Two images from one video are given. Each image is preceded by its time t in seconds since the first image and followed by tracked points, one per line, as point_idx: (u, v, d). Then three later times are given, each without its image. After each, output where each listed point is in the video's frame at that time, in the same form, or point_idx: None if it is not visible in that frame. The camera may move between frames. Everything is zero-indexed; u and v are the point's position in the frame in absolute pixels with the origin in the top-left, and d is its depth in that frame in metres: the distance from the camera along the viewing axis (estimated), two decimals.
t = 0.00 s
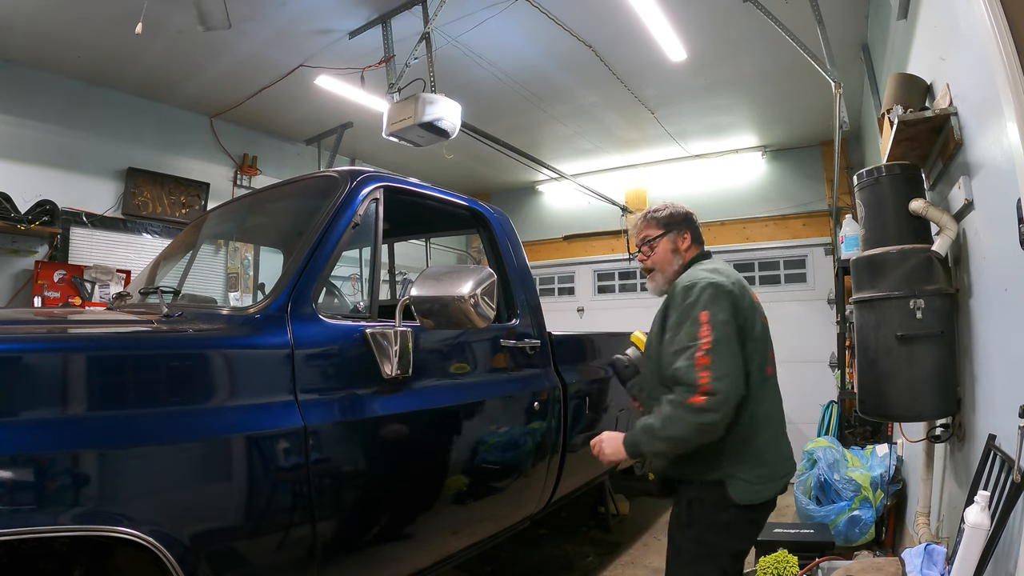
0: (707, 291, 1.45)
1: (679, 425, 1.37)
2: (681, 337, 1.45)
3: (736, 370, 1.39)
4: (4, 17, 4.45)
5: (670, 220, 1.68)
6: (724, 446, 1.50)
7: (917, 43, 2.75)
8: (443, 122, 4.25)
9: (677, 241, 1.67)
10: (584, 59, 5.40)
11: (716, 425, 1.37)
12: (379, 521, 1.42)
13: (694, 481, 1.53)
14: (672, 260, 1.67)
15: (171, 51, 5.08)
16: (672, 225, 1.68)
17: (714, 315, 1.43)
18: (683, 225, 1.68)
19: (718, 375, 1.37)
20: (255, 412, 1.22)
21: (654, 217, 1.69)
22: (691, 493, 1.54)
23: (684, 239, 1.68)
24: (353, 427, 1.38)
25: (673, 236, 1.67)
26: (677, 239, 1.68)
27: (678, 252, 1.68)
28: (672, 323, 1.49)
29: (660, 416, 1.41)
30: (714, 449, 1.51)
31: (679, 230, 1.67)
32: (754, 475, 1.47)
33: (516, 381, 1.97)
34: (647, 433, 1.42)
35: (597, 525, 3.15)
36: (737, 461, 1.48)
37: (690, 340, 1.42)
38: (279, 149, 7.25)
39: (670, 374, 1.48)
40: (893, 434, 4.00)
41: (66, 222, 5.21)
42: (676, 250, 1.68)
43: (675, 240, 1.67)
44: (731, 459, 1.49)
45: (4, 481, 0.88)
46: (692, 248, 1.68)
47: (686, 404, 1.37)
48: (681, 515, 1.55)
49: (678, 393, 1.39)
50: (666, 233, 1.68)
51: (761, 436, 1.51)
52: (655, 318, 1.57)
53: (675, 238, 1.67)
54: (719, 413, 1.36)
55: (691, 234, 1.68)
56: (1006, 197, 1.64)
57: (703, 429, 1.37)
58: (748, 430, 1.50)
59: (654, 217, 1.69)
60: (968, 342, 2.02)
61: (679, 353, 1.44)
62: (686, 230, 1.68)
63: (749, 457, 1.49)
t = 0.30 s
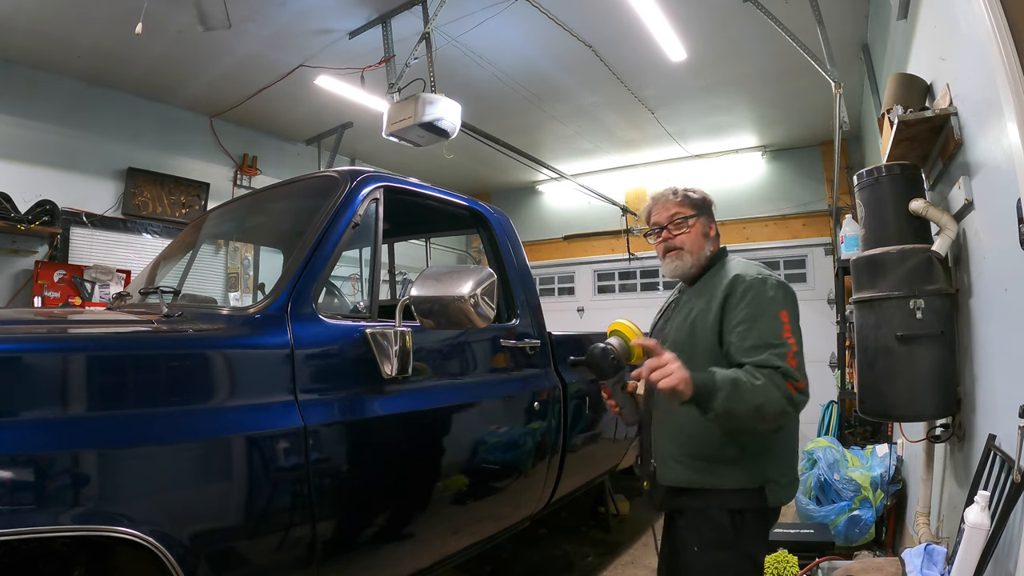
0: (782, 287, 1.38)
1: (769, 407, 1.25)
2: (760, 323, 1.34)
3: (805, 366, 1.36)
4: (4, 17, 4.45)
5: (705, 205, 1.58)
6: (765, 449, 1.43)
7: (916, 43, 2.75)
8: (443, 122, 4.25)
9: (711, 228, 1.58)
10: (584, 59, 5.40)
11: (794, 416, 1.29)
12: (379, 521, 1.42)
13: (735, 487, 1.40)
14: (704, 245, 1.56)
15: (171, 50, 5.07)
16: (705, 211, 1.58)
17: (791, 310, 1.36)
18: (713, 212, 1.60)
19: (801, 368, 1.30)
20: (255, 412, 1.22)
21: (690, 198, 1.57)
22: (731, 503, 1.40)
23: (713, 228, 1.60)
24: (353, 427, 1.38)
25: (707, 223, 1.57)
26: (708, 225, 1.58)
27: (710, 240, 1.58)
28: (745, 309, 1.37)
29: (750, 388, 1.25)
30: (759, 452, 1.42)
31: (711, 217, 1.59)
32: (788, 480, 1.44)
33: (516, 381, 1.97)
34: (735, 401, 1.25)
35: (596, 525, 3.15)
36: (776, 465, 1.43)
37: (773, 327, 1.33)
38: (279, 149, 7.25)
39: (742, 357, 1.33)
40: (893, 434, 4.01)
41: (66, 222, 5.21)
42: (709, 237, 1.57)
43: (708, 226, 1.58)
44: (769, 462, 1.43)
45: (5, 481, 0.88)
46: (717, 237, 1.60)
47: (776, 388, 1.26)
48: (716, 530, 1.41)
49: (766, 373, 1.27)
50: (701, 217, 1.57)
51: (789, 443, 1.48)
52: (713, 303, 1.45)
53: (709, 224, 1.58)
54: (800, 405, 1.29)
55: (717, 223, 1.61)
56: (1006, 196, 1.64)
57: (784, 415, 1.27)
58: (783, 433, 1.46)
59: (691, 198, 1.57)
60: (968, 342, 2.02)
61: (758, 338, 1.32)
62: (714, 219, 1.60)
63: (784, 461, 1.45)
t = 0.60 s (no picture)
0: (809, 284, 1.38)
1: (823, 402, 1.20)
2: (800, 316, 1.30)
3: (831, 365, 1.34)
4: (4, 17, 4.45)
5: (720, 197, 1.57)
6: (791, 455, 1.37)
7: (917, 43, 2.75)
8: (443, 122, 4.25)
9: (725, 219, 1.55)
10: (584, 59, 5.40)
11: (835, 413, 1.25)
12: (379, 522, 1.41)
13: (764, 501, 1.30)
14: (720, 234, 1.52)
15: (171, 50, 5.07)
16: (720, 202, 1.57)
17: (821, 308, 1.35)
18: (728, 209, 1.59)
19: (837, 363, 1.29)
20: (254, 412, 1.22)
21: (707, 186, 1.56)
22: (761, 519, 1.30)
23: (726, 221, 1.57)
24: (353, 427, 1.38)
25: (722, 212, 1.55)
26: (724, 218, 1.56)
27: (723, 231, 1.54)
28: (781, 303, 1.33)
29: (809, 381, 1.19)
30: (788, 460, 1.33)
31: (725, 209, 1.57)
32: (807, 489, 1.38)
33: (516, 382, 1.97)
34: (799, 395, 1.18)
35: (596, 525, 3.16)
36: (800, 474, 1.37)
37: (812, 321, 1.30)
38: (279, 149, 7.26)
39: (784, 351, 1.27)
40: (893, 434, 4.01)
41: (66, 222, 5.21)
42: (723, 226, 1.54)
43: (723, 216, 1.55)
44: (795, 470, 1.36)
45: (5, 481, 0.88)
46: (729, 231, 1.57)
47: (826, 381, 1.22)
48: (745, 550, 1.29)
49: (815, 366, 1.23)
50: (717, 206, 1.55)
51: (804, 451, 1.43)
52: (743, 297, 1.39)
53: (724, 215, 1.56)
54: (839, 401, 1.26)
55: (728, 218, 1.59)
56: (1006, 196, 1.64)
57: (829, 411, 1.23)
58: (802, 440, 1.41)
59: (707, 187, 1.56)
60: (968, 342, 2.02)
61: (799, 333, 1.28)
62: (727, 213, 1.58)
63: (803, 470, 1.39)
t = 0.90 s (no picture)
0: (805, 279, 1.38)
1: (826, 399, 1.20)
2: (799, 312, 1.30)
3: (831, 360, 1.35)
4: (4, 17, 4.45)
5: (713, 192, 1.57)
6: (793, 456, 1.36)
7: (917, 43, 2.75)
8: (443, 122, 4.25)
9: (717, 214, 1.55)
10: (584, 59, 5.39)
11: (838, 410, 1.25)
12: (378, 522, 1.41)
13: (771, 506, 1.30)
14: (713, 229, 1.51)
15: (171, 50, 5.07)
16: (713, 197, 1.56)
17: (819, 303, 1.35)
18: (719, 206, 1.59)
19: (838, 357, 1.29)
20: (254, 411, 1.22)
21: (699, 181, 1.55)
22: (768, 526, 1.30)
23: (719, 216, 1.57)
24: (353, 427, 1.38)
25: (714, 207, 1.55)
26: (715, 214, 1.56)
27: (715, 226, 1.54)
28: (778, 300, 1.32)
29: (813, 378, 1.19)
30: (792, 462, 1.33)
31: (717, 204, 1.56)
32: (813, 490, 1.38)
33: (516, 382, 1.97)
34: (801, 392, 1.17)
35: (596, 525, 3.16)
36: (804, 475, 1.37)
37: (811, 316, 1.30)
38: (279, 149, 7.26)
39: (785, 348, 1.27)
40: (893, 434, 4.01)
41: (66, 222, 5.21)
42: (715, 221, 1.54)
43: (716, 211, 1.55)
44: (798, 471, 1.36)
45: (5, 481, 0.88)
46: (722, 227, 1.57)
47: (828, 377, 1.22)
48: (752, 558, 1.29)
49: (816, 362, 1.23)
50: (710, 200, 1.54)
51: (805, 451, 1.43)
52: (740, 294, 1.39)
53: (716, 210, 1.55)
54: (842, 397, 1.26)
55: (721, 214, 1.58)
56: (1005, 196, 1.64)
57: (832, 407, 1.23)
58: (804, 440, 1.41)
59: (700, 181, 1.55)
60: (968, 342, 2.02)
61: (798, 330, 1.28)
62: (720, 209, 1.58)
63: (808, 472, 1.39)
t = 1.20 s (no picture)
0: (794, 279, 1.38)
1: (812, 395, 1.20)
2: (787, 311, 1.30)
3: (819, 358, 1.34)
4: (4, 17, 4.45)
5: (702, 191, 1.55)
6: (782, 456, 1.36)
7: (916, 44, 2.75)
8: (443, 122, 4.25)
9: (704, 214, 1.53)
10: (584, 58, 5.39)
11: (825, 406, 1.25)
12: (378, 522, 1.42)
13: (757, 502, 1.30)
14: (699, 230, 1.50)
15: (171, 50, 5.07)
16: (702, 196, 1.54)
17: (808, 301, 1.35)
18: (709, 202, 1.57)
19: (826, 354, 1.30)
20: (255, 411, 1.22)
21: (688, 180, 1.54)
22: (756, 523, 1.30)
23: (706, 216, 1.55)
24: (353, 426, 1.38)
25: (702, 207, 1.53)
26: (704, 212, 1.54)
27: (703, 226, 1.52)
28: (766, 299, 1.32)
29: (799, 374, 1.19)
30: (779, 459, 1.33)
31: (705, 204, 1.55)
32: (800, 487, 1.38)
33: (516, 381, 1.97)
34: (788, 387, 1.18)
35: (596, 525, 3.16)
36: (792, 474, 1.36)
37: (799, 315, 1.30)
38: (279, 149, 7.26)
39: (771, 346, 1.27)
40: (893, 434, 4.01)
41: (66, 222, 5.21)
42: (702, 222, 1.52)
43: (703, 210, 1.53)
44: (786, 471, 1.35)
45: (5, 481, 0.88)
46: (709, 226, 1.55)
47: (815, 374, 1.22)
48: (741, 553, 1.29)
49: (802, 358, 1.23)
50: (698, 200, 1.52)
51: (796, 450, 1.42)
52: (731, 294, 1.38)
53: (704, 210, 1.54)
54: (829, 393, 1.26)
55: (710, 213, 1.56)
56: (1005, 196, 1.65)
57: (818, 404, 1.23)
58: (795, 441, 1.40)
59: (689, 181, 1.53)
60: (968, 342, 2.02)
61: (786, 328, 1.28)
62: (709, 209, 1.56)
63: (796, 471, 1.38)
